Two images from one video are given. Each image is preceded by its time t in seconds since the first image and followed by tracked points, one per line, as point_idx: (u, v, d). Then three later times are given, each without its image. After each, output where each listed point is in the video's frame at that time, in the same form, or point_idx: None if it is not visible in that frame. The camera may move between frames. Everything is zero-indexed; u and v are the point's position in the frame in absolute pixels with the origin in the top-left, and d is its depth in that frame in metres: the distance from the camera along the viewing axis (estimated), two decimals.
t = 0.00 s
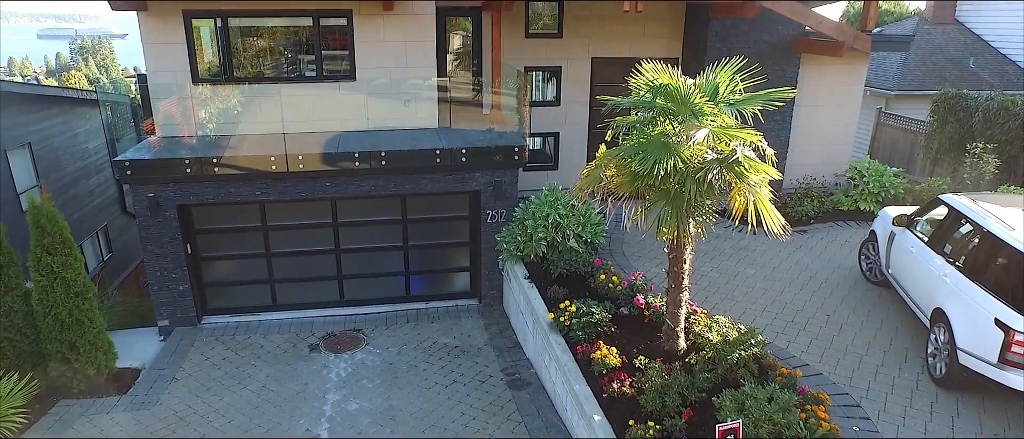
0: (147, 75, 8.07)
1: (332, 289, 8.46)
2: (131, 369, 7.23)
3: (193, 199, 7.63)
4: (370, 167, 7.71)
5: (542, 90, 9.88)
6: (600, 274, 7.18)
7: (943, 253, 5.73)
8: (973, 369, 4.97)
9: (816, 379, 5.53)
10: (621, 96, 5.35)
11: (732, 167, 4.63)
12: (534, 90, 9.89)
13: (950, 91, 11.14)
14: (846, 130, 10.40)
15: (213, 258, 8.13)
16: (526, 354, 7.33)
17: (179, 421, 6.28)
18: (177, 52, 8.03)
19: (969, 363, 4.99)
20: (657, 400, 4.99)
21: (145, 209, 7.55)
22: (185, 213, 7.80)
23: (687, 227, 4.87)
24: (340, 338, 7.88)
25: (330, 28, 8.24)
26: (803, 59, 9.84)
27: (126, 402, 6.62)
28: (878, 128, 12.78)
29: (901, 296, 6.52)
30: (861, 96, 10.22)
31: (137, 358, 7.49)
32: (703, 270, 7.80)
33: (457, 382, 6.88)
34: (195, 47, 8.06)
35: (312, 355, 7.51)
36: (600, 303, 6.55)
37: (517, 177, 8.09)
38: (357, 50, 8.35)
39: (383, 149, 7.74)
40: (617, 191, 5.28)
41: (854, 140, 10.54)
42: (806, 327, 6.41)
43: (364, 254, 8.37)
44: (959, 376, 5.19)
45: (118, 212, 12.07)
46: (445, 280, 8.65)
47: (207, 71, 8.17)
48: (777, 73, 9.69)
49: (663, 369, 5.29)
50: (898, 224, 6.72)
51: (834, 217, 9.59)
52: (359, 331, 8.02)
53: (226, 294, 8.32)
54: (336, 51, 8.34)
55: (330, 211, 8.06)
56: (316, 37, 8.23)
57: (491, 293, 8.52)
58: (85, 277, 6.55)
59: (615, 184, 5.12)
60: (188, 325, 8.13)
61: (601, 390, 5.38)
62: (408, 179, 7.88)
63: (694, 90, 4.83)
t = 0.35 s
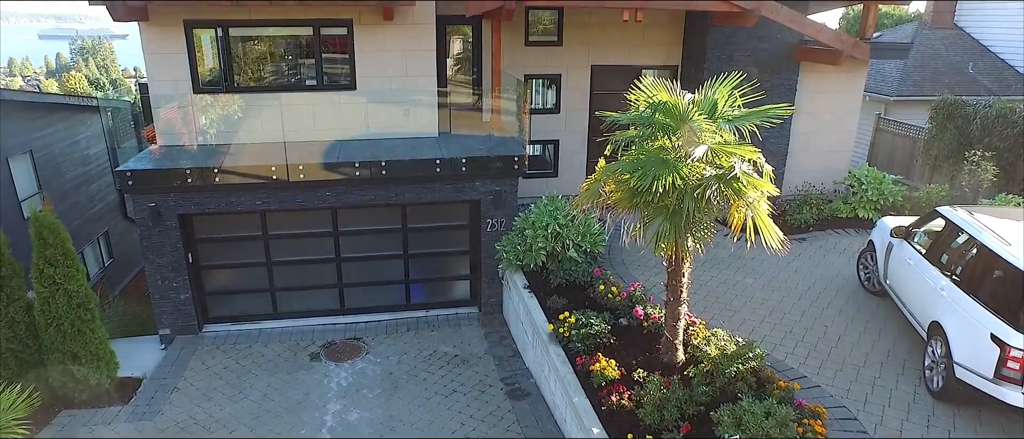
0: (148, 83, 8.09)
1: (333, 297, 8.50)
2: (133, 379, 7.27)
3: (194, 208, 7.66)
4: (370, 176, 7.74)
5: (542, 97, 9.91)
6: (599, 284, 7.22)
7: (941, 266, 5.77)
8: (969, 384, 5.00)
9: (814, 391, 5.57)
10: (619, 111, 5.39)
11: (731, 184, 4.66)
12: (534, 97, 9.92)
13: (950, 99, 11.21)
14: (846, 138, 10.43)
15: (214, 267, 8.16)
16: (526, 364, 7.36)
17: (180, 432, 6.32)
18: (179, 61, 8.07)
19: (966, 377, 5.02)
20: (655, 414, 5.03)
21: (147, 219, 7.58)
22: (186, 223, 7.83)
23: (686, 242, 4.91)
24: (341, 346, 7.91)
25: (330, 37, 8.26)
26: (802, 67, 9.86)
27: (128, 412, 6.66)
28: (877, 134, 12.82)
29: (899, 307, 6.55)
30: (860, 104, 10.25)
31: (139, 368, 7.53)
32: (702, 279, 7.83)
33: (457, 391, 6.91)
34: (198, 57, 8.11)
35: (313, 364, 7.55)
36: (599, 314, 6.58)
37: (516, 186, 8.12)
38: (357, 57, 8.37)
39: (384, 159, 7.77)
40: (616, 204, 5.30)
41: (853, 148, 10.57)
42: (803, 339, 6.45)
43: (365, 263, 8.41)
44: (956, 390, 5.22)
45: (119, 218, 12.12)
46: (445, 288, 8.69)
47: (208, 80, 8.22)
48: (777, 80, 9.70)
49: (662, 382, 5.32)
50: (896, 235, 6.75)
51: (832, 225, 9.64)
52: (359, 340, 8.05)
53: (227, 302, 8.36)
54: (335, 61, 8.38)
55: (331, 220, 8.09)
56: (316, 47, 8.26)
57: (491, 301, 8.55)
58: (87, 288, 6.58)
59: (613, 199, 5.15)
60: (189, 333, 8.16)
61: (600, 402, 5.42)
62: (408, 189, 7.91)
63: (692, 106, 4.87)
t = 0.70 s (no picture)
0: (154, 114, 8.26)
1: (336, 325, 8.65)
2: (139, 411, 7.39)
3: (198, 241, 7.77)
4: (373, 210, 7.83)
5: (542, 122, 10.01)
6: (597, 318, 7.35)
7: (930, 310, 5.90)
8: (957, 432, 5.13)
9: (805, 434, 5.71)
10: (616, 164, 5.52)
11: (725, 242, 4.81)
12: (535, 123, 10.01)
13: (946, 122, 11.34)
14: (840, 163, 10.59)
15: (219, 297, 8.30)
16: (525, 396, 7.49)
17: None
18: (184, 94, 8.20)
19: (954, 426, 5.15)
20: None
21: (152, 252, 7.69)
22: (191, 255, 7.94)
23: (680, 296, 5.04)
24: (343, 376, 8.05)
25: (332, 70, 8.37)
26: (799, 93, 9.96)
27: None
28: (873, 153, 12.95)
29: (890, 346, 6.68)
30: (856, 130, 10.41)
31: (146, 399, 7.66)
32: (699, 311, 7.95)
33: (457, 424, 7.05)
34: (202, 89, 8.25)
35: (316, 394, 7.68)
36: (596, 351, 6.72)
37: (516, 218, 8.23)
38: (359, 88, 8.47)
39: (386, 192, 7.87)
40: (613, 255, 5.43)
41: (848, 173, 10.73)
42: (797, 376, 6.58)
43: (367, 292, 8.55)
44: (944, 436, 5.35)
45: (122, 238, 12.24)
46: (446, 316, 8.83)
47: (213, 114, 8.39)
48: (774, 107, 9.81)
49: (656, 427, 5.46)
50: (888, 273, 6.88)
51: (828, 250, 9.77)
52: (361, 368, 8.20)
53: (231, 331, 8.50)
54: (336, 91, 8.48)
55: (334, 252, 8.21)
56: (318, 79, 8.36)
57: (491, 329, 8.67)
58: (94, 327, 6.72)
59: (609, 252, 5.27)
60: (195, 362, 8.30)
61: None
62: (410, 221, 8.03)
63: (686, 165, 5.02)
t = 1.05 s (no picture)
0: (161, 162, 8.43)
1: (340, 365, 8.93)
2: None
3: (207, 289, 8.00)
4: (377, 258, 8.05)
5: (541, 161, 10.24)
6: (593, 367, 7.60)
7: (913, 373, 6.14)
8: None
9: None
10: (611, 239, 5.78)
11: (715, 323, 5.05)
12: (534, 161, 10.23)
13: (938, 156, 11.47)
14: (834, 198, 10.89)
15: (226, 340, 8.55)
16: None
17: None
18: (191, 143, 8.42)
19: None
20: None
21: (163, 300, 7.91)
22: (200, 301, 8.17)
23: (671, 372, 5.30)
24: (347, 416, 8.28)
25: (335, 118, 8.59)
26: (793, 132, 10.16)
27: None
28: (867, 182, 13.19)
29: (874, 399, 6.94)
30: (849, 166, 10.70)
31: None
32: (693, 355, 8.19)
33: None
34: (208, 138, 8.47)
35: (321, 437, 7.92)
36: (592, 403, 6.97)
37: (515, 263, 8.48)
38: (363, 136, 8.69)
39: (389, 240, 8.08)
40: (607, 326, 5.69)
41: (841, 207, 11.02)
42: (785, 428, 6.81)
43: (370, 334, 8.81)
44: None
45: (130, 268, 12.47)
46: (447, 356, 9.10)
47: (221, 161, 8.60)
48: (768, 146, 10.01)
49: None
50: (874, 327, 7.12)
51: (819, 287, 10.02)
52: (365, 409, 8.44)
53: (238, 372, 8.77)
54: (339, 135, 8.68)
55: (338, 296, 8.46)
56: (322, 126, 8.59)
57: (490, 369, 8.92)
58: (110, 378, 6.91)
59: (604, 329, 5.53)
60: (203, 402, 8.54)
61: None
62: (412, 267, 8.26)
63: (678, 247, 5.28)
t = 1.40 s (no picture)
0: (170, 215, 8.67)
1: (344, 407, 9.21)
2: None
3: (215, 337, 8.19)
4: (380, 307, 8.25)
5: (540, 201, 10.46)
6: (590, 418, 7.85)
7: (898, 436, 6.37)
8: None
9: None
10: (605, 313, 6.08)
11: (705, 402, 5.32)
12: (534, 202, 10.45)
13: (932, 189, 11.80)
14: (828, 234, 11.18)
15: (233, 384, 8.78)
16: None
17: None
18: (199, 196, 8.64)
19: None
20: None
21: (171, 348, 8.10)
22: (208, 348, 8.37)
23: None
24: None
25: (339, 168, 8.79)
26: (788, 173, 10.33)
27: None
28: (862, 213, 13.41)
29: None
30: (842, 202, 10.97)
31: None
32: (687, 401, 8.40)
33: None
34: (215, 188, 8.68)
35: None
36: None
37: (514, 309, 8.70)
38: (365, 184, 8.89)
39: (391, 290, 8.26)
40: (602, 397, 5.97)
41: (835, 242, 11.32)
42: None
43: (374, 377, 9.06)
44: None
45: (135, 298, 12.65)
46: (447, 396, 9.39)
47: (227, 210, 8.82)
48: (763, 187, 10.21)
49: None
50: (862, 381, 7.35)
51: (812, 326, 10.27)
52: None
53: (245, 414, 9.02)
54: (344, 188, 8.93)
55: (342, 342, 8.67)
56: (326, 177, 8.79)
57: (490, 410, 9.15)
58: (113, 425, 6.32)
59: (598, 401, 5.84)
60: None
61: None
62: (414, 314, 8.47)
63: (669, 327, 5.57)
